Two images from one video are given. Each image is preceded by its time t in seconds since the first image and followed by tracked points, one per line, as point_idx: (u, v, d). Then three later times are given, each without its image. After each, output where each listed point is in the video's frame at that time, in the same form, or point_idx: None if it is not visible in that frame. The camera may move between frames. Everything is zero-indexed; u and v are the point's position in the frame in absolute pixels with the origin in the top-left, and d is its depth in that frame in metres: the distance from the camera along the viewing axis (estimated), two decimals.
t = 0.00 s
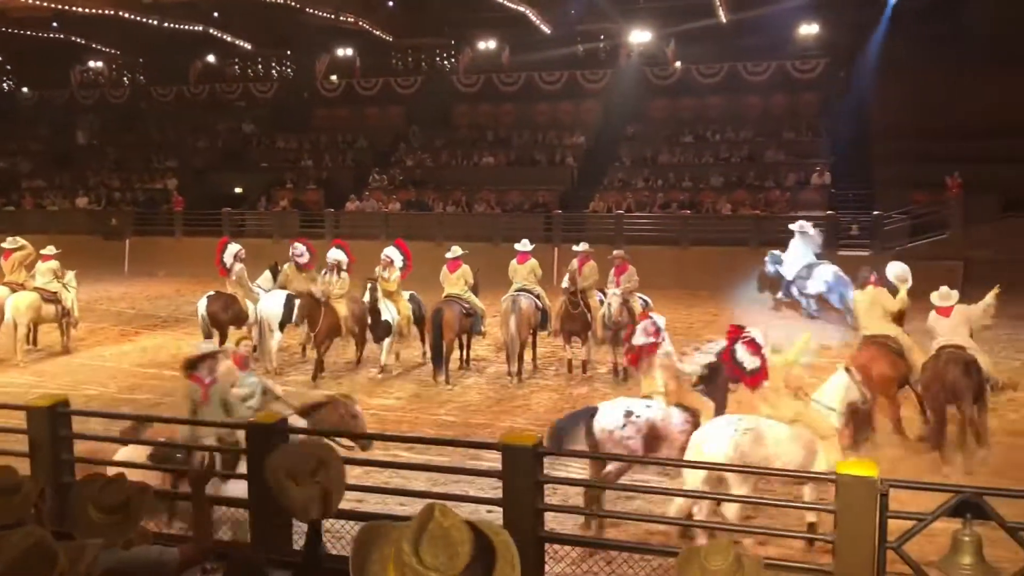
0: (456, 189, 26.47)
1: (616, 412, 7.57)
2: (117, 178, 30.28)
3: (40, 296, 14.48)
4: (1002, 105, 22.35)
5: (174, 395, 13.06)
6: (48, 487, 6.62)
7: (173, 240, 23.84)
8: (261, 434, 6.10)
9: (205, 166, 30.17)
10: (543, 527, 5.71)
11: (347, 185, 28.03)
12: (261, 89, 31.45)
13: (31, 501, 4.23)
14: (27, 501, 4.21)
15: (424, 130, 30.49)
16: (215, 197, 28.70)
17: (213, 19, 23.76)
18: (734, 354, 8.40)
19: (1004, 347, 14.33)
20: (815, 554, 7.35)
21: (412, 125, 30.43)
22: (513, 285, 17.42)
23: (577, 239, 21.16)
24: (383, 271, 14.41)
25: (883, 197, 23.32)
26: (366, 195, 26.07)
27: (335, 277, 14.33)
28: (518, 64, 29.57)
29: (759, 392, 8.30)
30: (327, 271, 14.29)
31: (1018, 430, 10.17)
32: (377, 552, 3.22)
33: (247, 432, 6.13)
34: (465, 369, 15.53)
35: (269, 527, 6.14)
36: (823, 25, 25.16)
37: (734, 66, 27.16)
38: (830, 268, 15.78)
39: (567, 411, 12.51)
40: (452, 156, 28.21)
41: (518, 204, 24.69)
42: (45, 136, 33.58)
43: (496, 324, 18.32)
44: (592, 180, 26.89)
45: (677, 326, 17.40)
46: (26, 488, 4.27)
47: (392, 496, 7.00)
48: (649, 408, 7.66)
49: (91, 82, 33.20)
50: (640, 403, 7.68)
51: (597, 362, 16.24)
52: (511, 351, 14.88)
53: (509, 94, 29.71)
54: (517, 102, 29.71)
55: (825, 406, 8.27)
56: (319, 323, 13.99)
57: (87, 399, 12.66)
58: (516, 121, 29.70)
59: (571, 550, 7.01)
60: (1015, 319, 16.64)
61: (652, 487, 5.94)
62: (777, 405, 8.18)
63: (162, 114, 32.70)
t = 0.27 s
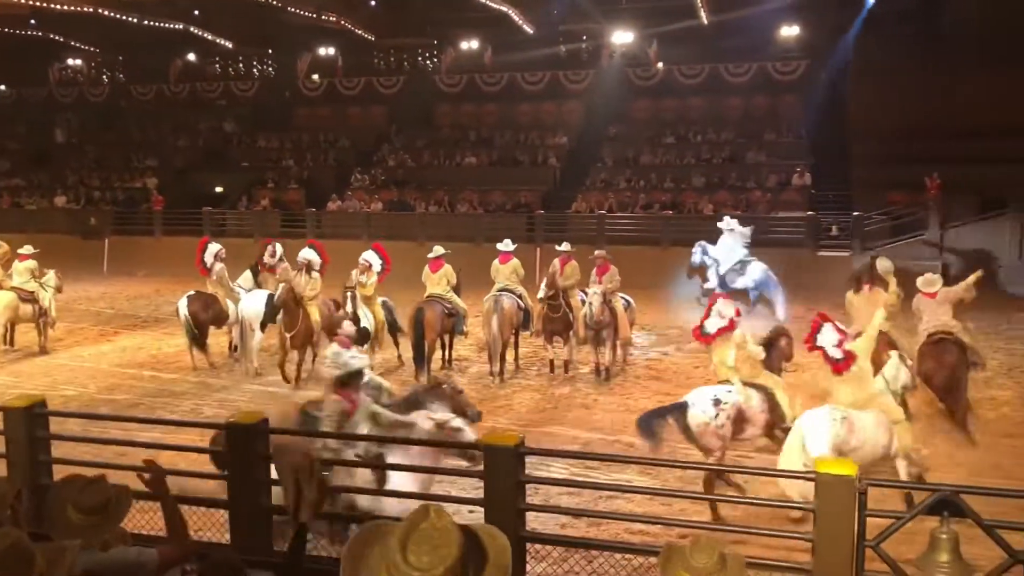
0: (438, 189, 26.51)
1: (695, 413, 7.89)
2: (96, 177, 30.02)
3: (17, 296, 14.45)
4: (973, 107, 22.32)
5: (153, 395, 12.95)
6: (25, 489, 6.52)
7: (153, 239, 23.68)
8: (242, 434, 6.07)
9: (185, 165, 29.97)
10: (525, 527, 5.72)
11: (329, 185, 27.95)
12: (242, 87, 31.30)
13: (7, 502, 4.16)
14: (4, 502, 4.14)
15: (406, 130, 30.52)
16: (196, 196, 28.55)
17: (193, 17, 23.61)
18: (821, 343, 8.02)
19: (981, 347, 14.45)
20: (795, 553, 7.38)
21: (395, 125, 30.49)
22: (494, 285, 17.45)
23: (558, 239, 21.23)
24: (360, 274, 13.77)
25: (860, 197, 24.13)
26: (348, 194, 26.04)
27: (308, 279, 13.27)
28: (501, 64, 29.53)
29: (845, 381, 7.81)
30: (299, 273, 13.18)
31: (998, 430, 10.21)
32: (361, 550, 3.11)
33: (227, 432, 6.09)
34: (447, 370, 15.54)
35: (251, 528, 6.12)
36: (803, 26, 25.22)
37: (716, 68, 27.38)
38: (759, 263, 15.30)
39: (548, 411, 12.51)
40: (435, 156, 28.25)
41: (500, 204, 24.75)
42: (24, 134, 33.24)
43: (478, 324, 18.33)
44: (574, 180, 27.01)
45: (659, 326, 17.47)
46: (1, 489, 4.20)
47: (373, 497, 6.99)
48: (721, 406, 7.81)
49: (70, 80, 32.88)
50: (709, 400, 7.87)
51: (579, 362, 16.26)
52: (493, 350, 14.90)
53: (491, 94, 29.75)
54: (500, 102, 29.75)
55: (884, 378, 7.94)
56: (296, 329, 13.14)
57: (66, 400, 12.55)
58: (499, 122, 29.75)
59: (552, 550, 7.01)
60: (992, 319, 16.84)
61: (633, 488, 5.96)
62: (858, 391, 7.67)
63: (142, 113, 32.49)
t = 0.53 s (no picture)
0: (427, 189, 26.47)
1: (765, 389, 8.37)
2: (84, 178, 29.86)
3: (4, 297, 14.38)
4: (956, 106, 22.45)
5: (140, 396, 12.89)
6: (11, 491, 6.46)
7: (140, 240, 23.58)
8: (230, 435, 6.03)
9: (173, 165, 29.85)
10: (514, 527, 5.72)
11: (317, 185, 27.87)
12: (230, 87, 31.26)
13: None
14: None
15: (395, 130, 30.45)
16: (183, 197, 28.44)
17: (181, 17, 23.52)
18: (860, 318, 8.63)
19: (966, 347, 14.53)
20: (783, 551, 7.41)
21: (383, 125, 30.37)
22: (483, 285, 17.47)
23: (547, 239, 21.24)
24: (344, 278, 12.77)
25: (849, 199, 23.98)
26: (336, 195, 26.01)
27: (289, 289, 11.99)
28: (489, 65, 29.56)
29: (887, 354, 8.53)
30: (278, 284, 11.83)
31: (984, 428, 10.28)
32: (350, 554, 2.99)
33: (215, 432, 6.06)
34: (436, 370, 15.53)
35: (240, 529, 6.09)
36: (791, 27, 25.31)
37: (704, 68, 27.51)
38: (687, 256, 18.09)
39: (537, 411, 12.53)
40: (423, 156, 28.18)
41: (489, 205, 24.75)
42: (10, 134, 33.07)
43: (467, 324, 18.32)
44: (563, 180, 27.00)
45: (648, 326, 17.50)
46: None
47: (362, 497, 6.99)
48: (789, 380, 8.30)
49: (56, 80, 32.72)
50: (777, 374, 8.37)
51: (567, 362, 16.26)
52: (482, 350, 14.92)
53: (480, 94, 29.74)
54: (488, 102, 29.72)
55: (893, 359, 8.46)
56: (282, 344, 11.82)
57: (53, 401, 12.48)
58: (488, 122, 29.70)
59: (540, 550, 7.02)
60: (977, 318, 16.93)
61: (622, 488, 5.96)
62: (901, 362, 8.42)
63: (129, 113, 32.37)
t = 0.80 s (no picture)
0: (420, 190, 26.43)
1: (814, 376, 9.00)
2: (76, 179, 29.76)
3: None
4: (956, 106, 22.75)
5: (134, 398, 12.85)
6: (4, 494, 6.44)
7: (133, 242, 23.51)
8: (225, 436, 6.03)
9: (166, 166, 29.76)
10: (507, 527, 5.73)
11: (310, 186, 27.80)
12: (223, 88, 31.27)
13: None
14: None
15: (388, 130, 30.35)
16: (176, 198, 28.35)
17: (172, 18, 23.50)
18: (884, 306, 8.90)
19: (959, 346, 14.55)
20: (777, 550, 7.42)
21: (376, 124, 30.26)
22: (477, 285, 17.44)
23: (541, 239, 21.24)
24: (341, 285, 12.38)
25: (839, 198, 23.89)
26: (330, 195, 25.97)
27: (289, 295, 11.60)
28: (482, 65, 29.67)
29: (913, 337, 8.83)
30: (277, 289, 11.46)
31: (978, 428, 10.28)
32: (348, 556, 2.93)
33: (209, 433, 6.05)
34: (430, 371, 15.50)
35: (235, 530, 6.09)
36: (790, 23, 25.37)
37: (696, 68, 27.58)
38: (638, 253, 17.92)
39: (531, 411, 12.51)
40: (416, 157, 28.09)
41: (482, 205, 24.74)
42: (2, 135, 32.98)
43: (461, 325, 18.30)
44: (557, 181, 26.96)
45: (643, 326, 17.49)
46: None
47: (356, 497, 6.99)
48: (833, 365, 9.02)
49: (48, 81, 32.73)
50: (822, 360, 9.05)
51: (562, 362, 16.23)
52: (476, 350, 14.87)
53: (473, 94, 29.70)
54: (481, 103, 29.68)
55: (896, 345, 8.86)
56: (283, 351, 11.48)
57: (45, 404, 12.43)
58: (482, 122, 29.46)
59: (535, 550, 7.01)
60: (970, 317, 16.95)
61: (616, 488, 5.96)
62: (924, 347, 8.72)
63: (122, 115, 32.30)
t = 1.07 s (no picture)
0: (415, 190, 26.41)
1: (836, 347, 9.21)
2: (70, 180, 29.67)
3: None
4: (955, 107, 22.86)
5: (128, 400, 12.81)
6: None
7: (128, 242, 23.46)
8: (219, 437, 6.02)
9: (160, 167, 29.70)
10: (504, 527, 5.71)
11: (305, 186, 27.76)
12: (218, 89, 31.36)
13: None
14: None
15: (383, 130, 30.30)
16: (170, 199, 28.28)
17: (167, 18, 23.52)
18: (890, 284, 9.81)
19: (953, 345, 14.56)
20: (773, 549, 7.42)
21: (371, 124, 30.18)
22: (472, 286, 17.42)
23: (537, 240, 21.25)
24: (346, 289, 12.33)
25: (835, 198, 23.90)
26: (324, 196, 25.97)
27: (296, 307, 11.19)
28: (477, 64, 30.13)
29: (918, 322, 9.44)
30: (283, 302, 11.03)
31: (973, 427, 10.29)
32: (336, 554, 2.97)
33: (204, 434, 6.04)
34: (425, 371, 15.48)
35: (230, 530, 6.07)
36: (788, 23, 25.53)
37: (691, 69, 27.54)
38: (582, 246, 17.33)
39: (526, 411, 12.51)
40: (411, 157, 28.04)
41: (478, 206, 24.74)
42: None
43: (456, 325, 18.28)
44: (552, 181, 26.97)
45: (638, 327, 17.50)
46: None
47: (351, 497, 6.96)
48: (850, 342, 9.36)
49: (43, 82, 32.90)
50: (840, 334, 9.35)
51: (557, 363, 16.23)
52: (472, 351, 14.86)
53: (468, 95, 29.68)
54: (476, 103, 29.66)
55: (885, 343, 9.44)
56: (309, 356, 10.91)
57: (39, 405, 12.39)
58: (478, 122, 29.31)
59: (531, 550, 6.99)
60: (964, 317, 16.97)
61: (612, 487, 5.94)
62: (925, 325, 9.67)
63: (115, 115, 32.26)
